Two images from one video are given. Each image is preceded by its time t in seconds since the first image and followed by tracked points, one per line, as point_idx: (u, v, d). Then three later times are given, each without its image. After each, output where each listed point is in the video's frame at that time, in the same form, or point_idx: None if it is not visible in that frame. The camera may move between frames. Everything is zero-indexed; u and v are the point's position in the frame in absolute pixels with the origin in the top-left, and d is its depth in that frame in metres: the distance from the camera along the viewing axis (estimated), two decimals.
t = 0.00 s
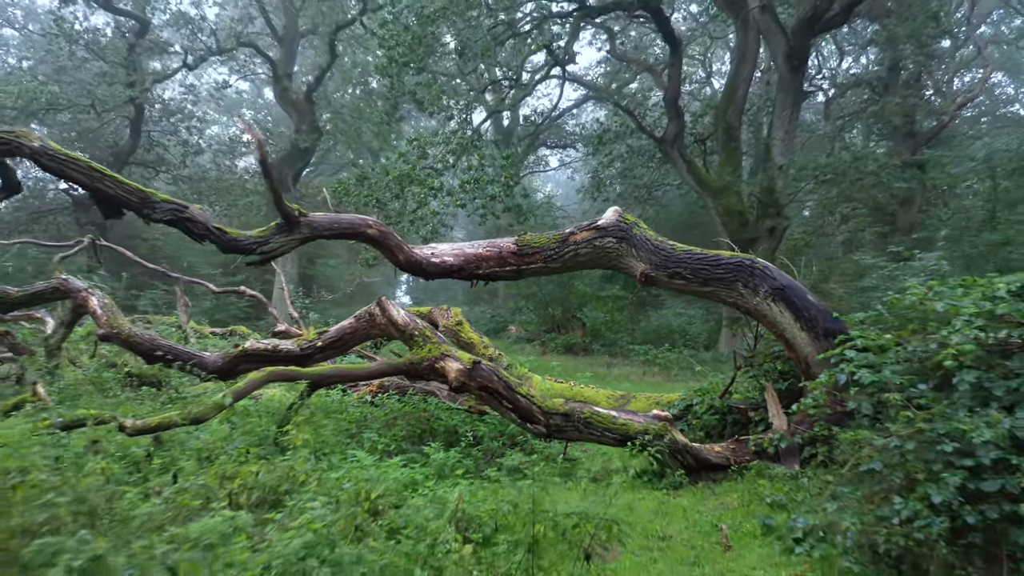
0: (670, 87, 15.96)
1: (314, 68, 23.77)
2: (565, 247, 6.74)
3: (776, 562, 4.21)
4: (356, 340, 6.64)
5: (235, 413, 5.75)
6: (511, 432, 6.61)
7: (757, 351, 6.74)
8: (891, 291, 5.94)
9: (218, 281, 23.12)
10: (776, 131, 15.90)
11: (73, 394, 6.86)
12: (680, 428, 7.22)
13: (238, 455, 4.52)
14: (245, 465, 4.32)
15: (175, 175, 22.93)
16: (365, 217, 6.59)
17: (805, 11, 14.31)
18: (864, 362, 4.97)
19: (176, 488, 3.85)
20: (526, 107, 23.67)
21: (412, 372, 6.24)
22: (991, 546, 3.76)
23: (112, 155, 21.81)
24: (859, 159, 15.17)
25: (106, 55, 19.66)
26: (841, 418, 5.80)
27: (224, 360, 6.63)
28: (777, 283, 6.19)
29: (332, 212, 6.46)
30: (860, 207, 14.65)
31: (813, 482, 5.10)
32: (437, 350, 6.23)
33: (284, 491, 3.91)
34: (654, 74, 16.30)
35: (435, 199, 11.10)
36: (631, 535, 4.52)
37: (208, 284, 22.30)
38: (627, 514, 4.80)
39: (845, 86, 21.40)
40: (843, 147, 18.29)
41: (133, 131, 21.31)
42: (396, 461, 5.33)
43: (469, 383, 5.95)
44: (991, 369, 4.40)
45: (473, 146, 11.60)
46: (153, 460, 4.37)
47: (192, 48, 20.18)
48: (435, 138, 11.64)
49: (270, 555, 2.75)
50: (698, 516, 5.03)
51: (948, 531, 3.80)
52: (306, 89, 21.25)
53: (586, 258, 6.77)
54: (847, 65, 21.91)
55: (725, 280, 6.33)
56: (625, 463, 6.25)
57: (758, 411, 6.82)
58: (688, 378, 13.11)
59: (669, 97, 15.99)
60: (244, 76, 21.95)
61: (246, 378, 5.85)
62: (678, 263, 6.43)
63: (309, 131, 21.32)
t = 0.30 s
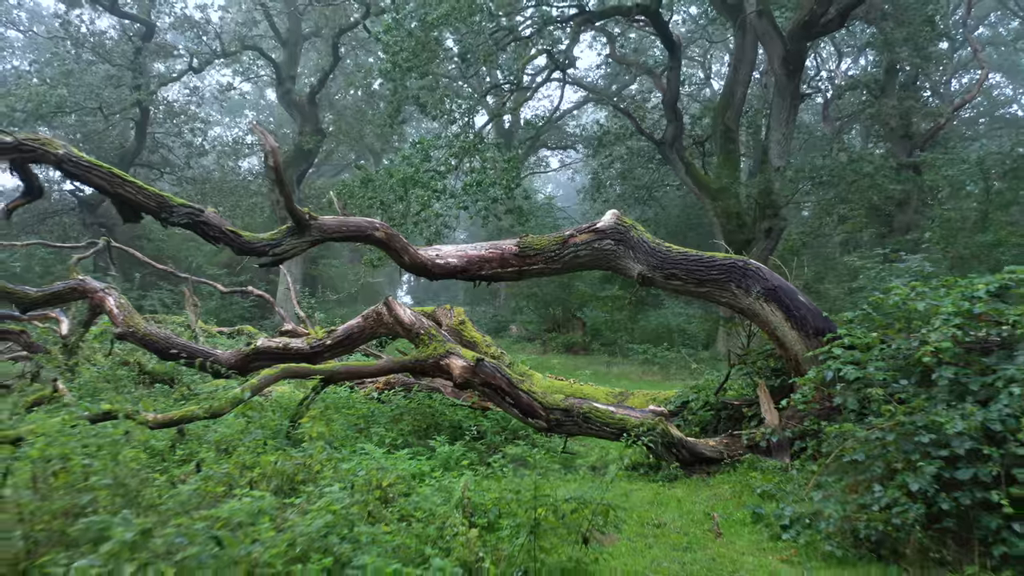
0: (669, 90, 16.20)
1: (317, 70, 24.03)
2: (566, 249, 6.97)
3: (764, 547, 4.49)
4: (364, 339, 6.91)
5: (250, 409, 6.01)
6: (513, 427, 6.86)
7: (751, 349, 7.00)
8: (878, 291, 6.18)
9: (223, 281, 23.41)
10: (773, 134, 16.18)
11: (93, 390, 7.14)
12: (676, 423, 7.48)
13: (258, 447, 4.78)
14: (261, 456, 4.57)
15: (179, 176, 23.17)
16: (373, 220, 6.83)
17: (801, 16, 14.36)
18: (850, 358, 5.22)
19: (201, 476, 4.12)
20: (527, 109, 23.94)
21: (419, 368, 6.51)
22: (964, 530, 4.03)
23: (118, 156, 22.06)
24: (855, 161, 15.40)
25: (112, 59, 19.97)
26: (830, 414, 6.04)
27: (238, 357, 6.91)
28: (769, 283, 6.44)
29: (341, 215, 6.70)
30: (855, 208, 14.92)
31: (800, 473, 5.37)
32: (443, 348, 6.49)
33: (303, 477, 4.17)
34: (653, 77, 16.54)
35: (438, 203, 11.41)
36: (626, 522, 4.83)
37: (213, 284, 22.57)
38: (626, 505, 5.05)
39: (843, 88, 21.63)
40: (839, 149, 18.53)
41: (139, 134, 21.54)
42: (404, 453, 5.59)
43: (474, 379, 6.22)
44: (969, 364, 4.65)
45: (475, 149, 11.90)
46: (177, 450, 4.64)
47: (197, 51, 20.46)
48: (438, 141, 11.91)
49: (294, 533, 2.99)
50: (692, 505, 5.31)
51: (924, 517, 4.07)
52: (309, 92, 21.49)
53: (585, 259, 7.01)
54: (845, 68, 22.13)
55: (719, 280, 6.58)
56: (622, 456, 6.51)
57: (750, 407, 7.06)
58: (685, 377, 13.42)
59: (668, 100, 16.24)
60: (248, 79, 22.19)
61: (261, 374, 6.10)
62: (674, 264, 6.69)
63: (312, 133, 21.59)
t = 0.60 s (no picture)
0: (667, 94, 16.44)
1: (320, 72, 24.29)
2: (566, 250, 7.21)
3: (753, 533, 4.75)
4: (371, 338, 7.16)
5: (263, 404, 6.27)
6: (515, 422, 7.11)
7: (744, 347, 7.25)
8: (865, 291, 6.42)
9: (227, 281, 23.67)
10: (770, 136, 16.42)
11: (110, 386, 7.41)
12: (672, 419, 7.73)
13: (273, 439, 5.04)
14: (277, 447, 4.82)
15: (183, 178, 23.41)
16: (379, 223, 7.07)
17: (797, 20, 14.61)
18: (837, 356, 5.45)
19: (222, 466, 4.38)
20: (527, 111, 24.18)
21: (424, 365, 6.77)
22: (941, 517, 4.30)
23: (123, 158, 22.32)
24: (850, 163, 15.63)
25: (118, 61, 20.27)
26: (818, 409, 6.28)
27: (249, 355, 7.18)
28: (761, 283, 6.69)
29: (349, 218, 6.96)
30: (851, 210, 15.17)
31: (788, 465, 5.62)
32: (447, 346, 6.74)
33: (317, 467, 4.41)
34: (652, 81, 16.79)
35: (441, 205, 11.67)
36: (622, 511, 5.09)
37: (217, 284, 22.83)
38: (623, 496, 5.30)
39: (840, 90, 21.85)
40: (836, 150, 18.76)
41: (144, 136, 21.77)
42: (411, 446, 5.83)
43: (478, 376, 6.47)
44: (949, 361, 4.89)
45: (477, 152, 12.14)
46: (198, 441, 4.90)
47: (202, 55, 20.74)
48: (440, 144, 12.16)
49: (315, 514, 3.22)
50: (686, 496, 5.56)
51: (903, 504, 4.33)
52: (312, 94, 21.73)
53: (584, 261, 7.25)
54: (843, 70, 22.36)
55: (713, 281, 6.84)
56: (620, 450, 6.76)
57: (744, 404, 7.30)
58: (683, 375, 13.67)
59: (666, 103, 16.49)
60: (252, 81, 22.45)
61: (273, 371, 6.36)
62: (670, 265, 6.93)
63: (315, 135, 21.85)
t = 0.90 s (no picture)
0: (666, 96, 16.67)
1: (322, 74, 24.51)
2: (565, 252, 7.44)
3: (743, 521, 5.01)
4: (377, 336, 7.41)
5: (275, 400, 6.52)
6: (516, 418, 7.35)
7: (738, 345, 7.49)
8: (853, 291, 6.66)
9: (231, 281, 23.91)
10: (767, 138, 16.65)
11: (124, 383, 7.65)
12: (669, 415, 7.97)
13: (287, 432, 5.29)
14: (292, 439, 5.07)
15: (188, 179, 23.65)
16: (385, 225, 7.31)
17: (794, 25, 14.88)
18: (824, 353, 5.68)
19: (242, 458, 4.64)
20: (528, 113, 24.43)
21: (429, 363, 7.02)
22: (919, 504, 4.57)
23: (128, 159, 22.56)
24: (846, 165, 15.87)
25: (124, 64, 20.48)
26: (807, 404, 6.53)
27: (260, 352, 7.44)
28: (753, 284, 6.97)
29: (356, 221, 7.19)
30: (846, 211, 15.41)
31: (779, 459, 5.87)
32: (451, 344, 6.99)
33: (330, 458, 4.65)
34: (651, 84, 17.02)
35: (445, 207, 11.90)
36: (619, 501, 5.35)
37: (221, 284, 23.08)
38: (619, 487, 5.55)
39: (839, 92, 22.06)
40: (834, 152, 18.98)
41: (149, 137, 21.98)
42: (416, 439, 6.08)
43: (481, 373, 6.72)
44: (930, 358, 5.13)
45: (479, 156, 12.37)
46: (216, 433, 5.15)
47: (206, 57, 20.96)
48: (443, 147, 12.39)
49: (331, 498, 3.48)
50: (681, 487, 5.81)
51: (883, 493, 4.59)
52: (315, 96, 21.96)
53: (584, 262, 7.49)
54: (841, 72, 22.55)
55: (708, 281, 7.09)
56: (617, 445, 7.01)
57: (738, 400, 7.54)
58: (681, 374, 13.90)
59: (665, 106, 16.73)
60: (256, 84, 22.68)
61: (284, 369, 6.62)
62: (666, 266, 7.18)
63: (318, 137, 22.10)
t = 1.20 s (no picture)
0: (665, 99, 16.89)
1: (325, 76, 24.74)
2: (564, 253, 7.68)
3: (734, 510, 5.27)
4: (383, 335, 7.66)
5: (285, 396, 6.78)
6: (517, 414, 7.60)
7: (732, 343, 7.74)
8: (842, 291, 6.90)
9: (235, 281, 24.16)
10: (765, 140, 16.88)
11: (138, 381, 7.90)
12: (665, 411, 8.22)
13: (299, 426, 5.54)
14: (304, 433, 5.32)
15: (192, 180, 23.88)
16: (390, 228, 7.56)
17: (790, 29, 15.28)
18: (813, 351, 5.91)
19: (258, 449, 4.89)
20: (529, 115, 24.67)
21: (433, 360, 7.27)
22: (899, 494, 4.83)
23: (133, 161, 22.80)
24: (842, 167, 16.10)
25: (129, 66, 20.67)
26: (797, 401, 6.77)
27: (269, 350, 7.70)
28: (746, 284, 7.22)
29: (363, 223, 7.44)
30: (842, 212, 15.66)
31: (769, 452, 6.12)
32: (454, 342, 7.24)
33: (341, 450, 4.93)
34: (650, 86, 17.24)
35: (447, 210, 12.14)
36: (617, 492, 5.60)
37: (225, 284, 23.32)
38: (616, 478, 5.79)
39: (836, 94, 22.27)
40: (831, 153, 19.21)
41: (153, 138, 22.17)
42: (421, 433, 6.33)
43: (483, 370, 6.97)
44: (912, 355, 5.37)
45: (481, 160, 12.60)
46: (232, 427, 5.41)
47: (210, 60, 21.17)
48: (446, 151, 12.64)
49: (346, 484, 3.74)
50: (676, 479, 6.07)
51: (866, 482, 4.85)
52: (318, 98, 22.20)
53: (583, 263, 7.73)
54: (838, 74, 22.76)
55: (703, 281, 7.33)
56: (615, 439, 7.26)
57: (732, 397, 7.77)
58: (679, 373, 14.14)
59: (664, 108, 16.97)
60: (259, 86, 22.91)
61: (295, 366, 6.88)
62: (663, 267, 7.43)
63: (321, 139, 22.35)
